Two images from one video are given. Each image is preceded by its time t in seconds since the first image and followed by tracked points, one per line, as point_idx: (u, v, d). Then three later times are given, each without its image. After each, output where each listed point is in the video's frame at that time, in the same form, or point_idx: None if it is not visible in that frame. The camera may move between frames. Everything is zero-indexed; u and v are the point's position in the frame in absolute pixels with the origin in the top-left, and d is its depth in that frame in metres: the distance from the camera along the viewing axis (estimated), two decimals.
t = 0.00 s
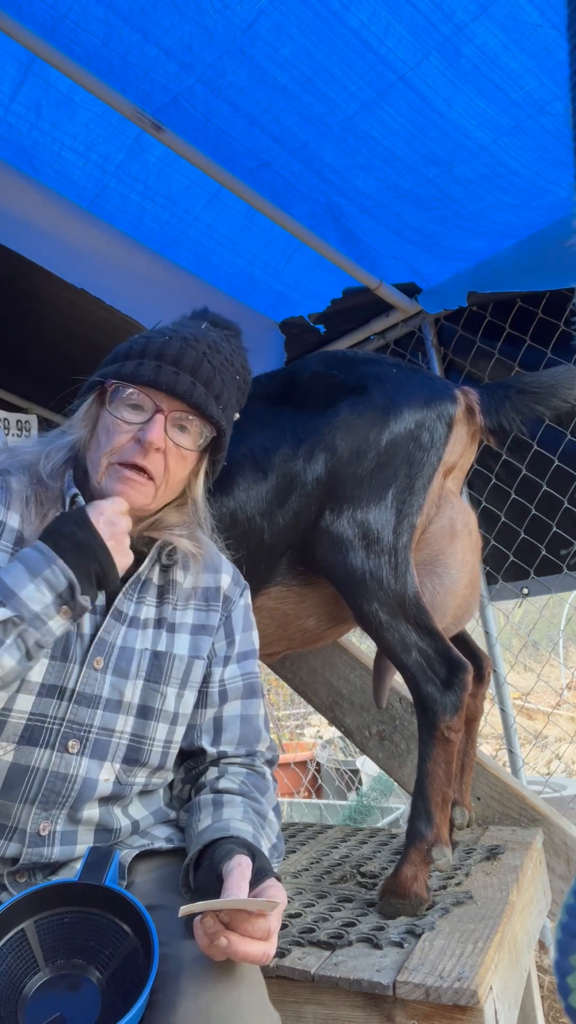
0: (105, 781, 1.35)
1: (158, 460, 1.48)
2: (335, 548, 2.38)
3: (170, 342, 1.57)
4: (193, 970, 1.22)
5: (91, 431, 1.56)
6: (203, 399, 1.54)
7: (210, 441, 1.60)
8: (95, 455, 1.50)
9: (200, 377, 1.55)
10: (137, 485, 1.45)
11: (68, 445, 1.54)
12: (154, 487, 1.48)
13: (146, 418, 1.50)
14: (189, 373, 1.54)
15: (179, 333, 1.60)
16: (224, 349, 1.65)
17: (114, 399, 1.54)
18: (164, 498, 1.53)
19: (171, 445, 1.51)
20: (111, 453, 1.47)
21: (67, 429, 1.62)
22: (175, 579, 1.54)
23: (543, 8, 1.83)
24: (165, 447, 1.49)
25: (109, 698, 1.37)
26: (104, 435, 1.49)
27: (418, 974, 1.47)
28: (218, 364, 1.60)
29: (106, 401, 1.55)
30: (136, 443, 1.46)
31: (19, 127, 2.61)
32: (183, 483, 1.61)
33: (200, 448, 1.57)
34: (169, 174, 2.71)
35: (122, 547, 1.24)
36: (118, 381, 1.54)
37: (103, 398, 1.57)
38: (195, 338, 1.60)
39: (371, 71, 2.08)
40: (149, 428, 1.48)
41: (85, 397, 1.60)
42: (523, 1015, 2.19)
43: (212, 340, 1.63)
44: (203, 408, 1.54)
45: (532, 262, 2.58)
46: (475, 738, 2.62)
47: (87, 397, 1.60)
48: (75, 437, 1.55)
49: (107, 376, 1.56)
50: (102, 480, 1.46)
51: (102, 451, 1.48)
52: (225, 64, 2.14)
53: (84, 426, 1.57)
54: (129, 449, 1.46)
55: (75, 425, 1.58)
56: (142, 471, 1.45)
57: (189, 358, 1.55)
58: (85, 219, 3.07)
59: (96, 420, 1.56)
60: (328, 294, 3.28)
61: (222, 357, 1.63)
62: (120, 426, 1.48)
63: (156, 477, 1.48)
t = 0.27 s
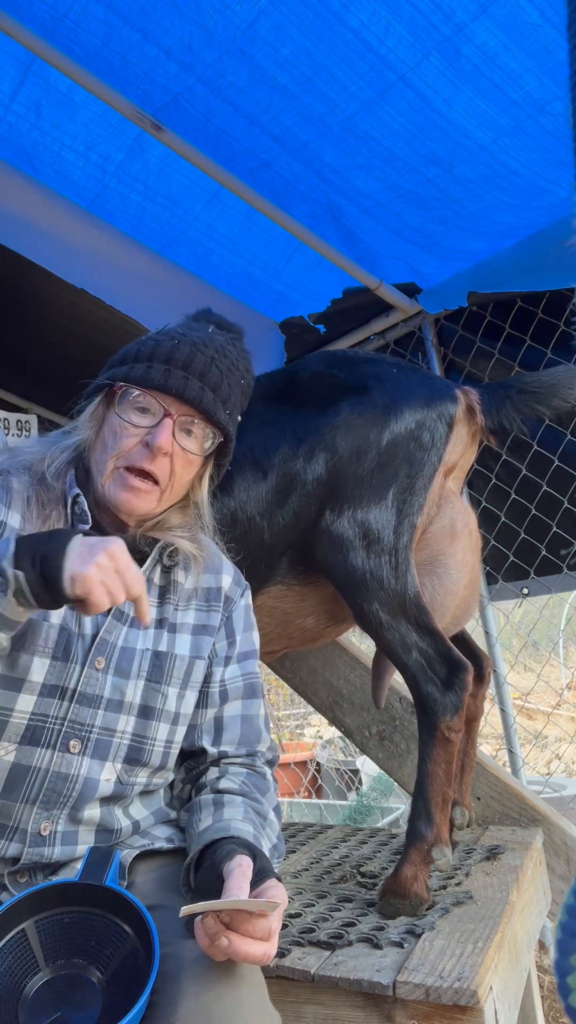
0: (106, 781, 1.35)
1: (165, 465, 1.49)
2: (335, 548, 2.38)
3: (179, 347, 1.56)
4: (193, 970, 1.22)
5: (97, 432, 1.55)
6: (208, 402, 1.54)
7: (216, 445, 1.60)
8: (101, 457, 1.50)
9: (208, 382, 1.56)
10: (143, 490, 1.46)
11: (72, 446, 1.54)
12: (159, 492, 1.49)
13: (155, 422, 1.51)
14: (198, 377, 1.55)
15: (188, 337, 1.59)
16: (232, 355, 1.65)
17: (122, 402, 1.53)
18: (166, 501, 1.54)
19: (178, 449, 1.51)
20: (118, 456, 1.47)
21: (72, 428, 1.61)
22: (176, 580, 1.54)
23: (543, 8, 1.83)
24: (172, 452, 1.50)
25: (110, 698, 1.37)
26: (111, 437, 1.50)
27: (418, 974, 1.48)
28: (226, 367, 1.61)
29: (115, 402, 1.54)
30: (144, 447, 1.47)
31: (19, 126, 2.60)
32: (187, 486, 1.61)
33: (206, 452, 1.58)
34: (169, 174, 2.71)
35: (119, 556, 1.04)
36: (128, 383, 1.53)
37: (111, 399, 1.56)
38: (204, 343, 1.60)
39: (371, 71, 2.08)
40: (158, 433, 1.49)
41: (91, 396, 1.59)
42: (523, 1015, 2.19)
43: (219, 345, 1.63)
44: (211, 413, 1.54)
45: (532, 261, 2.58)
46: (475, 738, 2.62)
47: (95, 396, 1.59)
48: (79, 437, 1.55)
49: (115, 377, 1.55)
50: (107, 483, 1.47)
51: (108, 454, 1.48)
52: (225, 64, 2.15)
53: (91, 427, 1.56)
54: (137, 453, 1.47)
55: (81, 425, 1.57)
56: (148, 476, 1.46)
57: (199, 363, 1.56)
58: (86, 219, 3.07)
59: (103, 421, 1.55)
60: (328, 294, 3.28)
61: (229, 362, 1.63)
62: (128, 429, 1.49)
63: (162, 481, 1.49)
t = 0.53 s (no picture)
0: (106, 781, 1.35)
1: (166, 465, 1.49)
2: (335, 548, 2.38)
3: (181, 348, 1.56)
4: (193, 970, 1.22)
5: (98, 431, 1.55)
6: (208, 404, 1.54)
7: (218, 447, 1.60)
8: (102, 456, 1.50)
9: (210, 384, 1.56)
10: (143, 491, 1.47)
11: (73, 445, 1.54)
12: (160, 492, 1.49)
13: (157, 423, 1.51)
14: (201, 379, 1.55)
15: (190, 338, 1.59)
16: (234, 357, 1.65)
17: (124, 402, 1.53)
18: (168, 501, 1.54)
19: (179, 451, 1.51)
20: (119, 456, 1.47)
21: (73, 427, 1.61)
22: (176, 580, 1.54)
23: (544, 8, 1.83)
24: (173, 453, 1.50)
25: (109, 698, 1.37)
26: (112, 437, 1.50)
27: (418, 974, 1.48)
28: (228, 369, 1.61)
29: (117, 403, 1.54)
30: (146, 448, 1.47)
31: (19, 126, 2.61)
32: (188, 487, 1.61)
33: (208, 453, 1.58)
34: (169, 174, 2.71)
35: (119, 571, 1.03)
36: (130, 383, 1.53)
37: (113, 399, 1.56)
38: (206, 344, 1.60)
39: (371, 71, 2.08)
40: (160, 434, 1.49)
41: (92, 396, 1.60)
42: (523, 1015, 2.20)
43: (221, 346, 1.63)
44: (213, 414, 1.54)
45: (532, 261, 2.58)
46: (475, 738, 2.62)
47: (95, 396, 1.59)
48: (80, 437, 1.55)
49: (117, 377, 1.55)
50: (109, 483, 1.47)
51: (109, 453, 1.48)
52: (225, 64, 2.15)
53: (91, 426, 1.56)
54: (138, 453, 1.47)
55: (81, 425, 1.57)
56: (149, 477, 1.47)
57: (202, 365, 1.56)
58: (85, 219, 3.07)
59: (104, 421, 1.55)
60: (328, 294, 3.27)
61: (231, 363, 1.63)
62: (130, 429, 1.49)
63: (163, 482, 1.49)
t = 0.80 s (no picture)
0: (105, 782, 1.35)
1: (166, 466, 1.49)
2: (335, 548, 2.38)
3: (182, 348, 1.56)
4: (193, 969, 1.22)
5: (98, 432, 1.55)
6: (208, 405, 1.53)
7: (218, 448, 1.60)
8: (102, 457, 1.50)
9: (210, 384, 1.56)
10: (142, 491, 1.46)
11: (73, 445, 1.54)
12: (159, 493, 1.49)
13: (157, 424, 1.51)
14: (201, 379, 1.55)
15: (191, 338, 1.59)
16: (235, 357, 1.65)
17: (124, 402, 1.53)
18: (167, 503, 1.54)
19: (179, 452, 1.51)
20: (119, 457, 1.48)
21: (73, 428, 1.61)
22: (176, 580, 1.54)
23: (544, 8, 1.83)
24: (173, 454, 1.50)
25: (109, 699, 1.37)
26: (112, 439, 1.50)
27: (418, 974, 1.48)
28: (228, 370, 1.60)
29: (116, 404, 1.55)
30: (145, 448, 1.48)
31: (19, 126, 2.61)
32: (188, 488, 1.61)
33: (208, 454, 1.58)
34: (169, 174, 2.71)
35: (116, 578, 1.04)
36: (130, 384, 1.53)
37: (114, 400, 1.56)
38: (207, 344, 1.60)
39: (371, 71, 2.08)
40: (160, 435, 1.49)
41: (92, 397, 1.60)
42: (523, 1015, 2.20)
43: (222, 346, 1.63)
44: (213, 415, 1.54)
45: (532, 261, 2.58)
46: (475, 738, 2.62)
47: (94, 397, 1.59)
48: (80, 437, 1.55)
49: (118, 377, 1.55)
50: (108, 484, 1.47)
51: (109, 454, 1.48)
52: (225, 64, 2.14)
53: (91, 427, 1.56)
54: (138, 454, 1.47)
55: (81, 425, 1.57)
56: (149, 477, 1.47)
57: (202, 365, 1.55)
58: (85, 219, 3.07)
59: (104, 422, 1.56)
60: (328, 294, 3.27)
61: (232, 364, 1.63)
62: (129, 430, 1.49)
63: (162, 483, 1.49)
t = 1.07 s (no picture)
0: (105, 783, 1.35)
1: (165, 467, 1.49)
2: (335, 548, 2.38)
3: (183, 349, 1.55)
4: (193, 969, 1.22)
5: (98, 432, 1.55)
6: (209, 405, 1.53)
7: (219, 449, 1.60)
8: (102, 458, 1.50)
9: (211, 385, 1.55)
10: (142, 492, 1.46)
11: (72, 446, 1.54)
12: (159, 494, 1.49)
13: (157, 425, 1.51)
14: (202, 380, 1.55)
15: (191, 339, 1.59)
16: (235, 357, 1.65)
17: (124, 403, 1.53)
18: (167, 504, 1.54)
19: (179, 454, 1.51)
20: (119, 458, 1.47)
21: (74, 428, 1.61)
22: (175, 580, 1.54)
23: (544, 8, 1.83)
24: (173, 455, 1.50)
25: (108, 699, 1.37)
26: (113, 440, 1.50)
27: (418, 974, 1.48)
28: (229, 370, 1.60)
29: (117, 405, 1.55)
30: (145, 449, 1.48)
31: (19, 126, 2.61)
32: (187, 488, 1.61)
33: (208, 455, 1.58)
34: (169, 174, 2.71)
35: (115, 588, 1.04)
36: (130, 385, 1.53)
37: (114, 401, 1.56)
38: (208, 345, 1.59)
39: (371, 71, 2.08)
40: (160, 436, 1.49)
41: (92, 397, 1.60)
42: (523, 1015, 2.20)
43: (223, 347, 1.63)
44: (213, 416, 1.54)
45: (532, 261, 2.58)
46: (475, 738, 2.62)
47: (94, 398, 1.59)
48: (80, 437, 1.55)
49: (118, 377, 1.55)
50: (108, 485, 1.47)
51: (109, 456, 1.48)
52: (225, 64, 2.14)
53: (91, 427, 1.56)
54: (137, 456, 1.47)
55: (81, 425, 1.57)
56: (149, 478, 1.46)
57: (203, 366, 1.55)
58: (85, 219, 3.07)
59: (104, 422, 1.56)
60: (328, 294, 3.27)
61: (232, 364, 1.63)
62: (130, 431, 1.49)
63: (162, 484, 1.49)
